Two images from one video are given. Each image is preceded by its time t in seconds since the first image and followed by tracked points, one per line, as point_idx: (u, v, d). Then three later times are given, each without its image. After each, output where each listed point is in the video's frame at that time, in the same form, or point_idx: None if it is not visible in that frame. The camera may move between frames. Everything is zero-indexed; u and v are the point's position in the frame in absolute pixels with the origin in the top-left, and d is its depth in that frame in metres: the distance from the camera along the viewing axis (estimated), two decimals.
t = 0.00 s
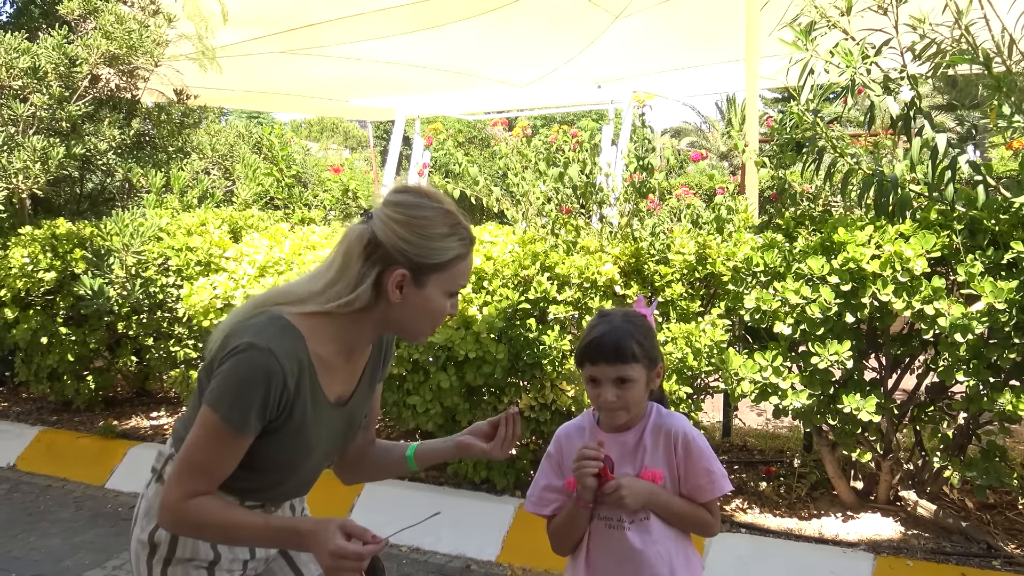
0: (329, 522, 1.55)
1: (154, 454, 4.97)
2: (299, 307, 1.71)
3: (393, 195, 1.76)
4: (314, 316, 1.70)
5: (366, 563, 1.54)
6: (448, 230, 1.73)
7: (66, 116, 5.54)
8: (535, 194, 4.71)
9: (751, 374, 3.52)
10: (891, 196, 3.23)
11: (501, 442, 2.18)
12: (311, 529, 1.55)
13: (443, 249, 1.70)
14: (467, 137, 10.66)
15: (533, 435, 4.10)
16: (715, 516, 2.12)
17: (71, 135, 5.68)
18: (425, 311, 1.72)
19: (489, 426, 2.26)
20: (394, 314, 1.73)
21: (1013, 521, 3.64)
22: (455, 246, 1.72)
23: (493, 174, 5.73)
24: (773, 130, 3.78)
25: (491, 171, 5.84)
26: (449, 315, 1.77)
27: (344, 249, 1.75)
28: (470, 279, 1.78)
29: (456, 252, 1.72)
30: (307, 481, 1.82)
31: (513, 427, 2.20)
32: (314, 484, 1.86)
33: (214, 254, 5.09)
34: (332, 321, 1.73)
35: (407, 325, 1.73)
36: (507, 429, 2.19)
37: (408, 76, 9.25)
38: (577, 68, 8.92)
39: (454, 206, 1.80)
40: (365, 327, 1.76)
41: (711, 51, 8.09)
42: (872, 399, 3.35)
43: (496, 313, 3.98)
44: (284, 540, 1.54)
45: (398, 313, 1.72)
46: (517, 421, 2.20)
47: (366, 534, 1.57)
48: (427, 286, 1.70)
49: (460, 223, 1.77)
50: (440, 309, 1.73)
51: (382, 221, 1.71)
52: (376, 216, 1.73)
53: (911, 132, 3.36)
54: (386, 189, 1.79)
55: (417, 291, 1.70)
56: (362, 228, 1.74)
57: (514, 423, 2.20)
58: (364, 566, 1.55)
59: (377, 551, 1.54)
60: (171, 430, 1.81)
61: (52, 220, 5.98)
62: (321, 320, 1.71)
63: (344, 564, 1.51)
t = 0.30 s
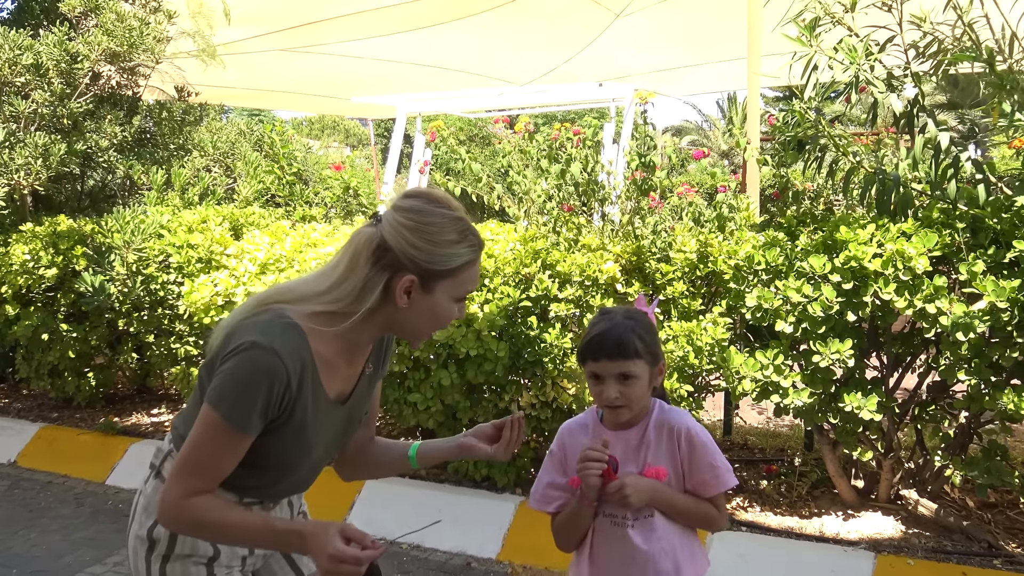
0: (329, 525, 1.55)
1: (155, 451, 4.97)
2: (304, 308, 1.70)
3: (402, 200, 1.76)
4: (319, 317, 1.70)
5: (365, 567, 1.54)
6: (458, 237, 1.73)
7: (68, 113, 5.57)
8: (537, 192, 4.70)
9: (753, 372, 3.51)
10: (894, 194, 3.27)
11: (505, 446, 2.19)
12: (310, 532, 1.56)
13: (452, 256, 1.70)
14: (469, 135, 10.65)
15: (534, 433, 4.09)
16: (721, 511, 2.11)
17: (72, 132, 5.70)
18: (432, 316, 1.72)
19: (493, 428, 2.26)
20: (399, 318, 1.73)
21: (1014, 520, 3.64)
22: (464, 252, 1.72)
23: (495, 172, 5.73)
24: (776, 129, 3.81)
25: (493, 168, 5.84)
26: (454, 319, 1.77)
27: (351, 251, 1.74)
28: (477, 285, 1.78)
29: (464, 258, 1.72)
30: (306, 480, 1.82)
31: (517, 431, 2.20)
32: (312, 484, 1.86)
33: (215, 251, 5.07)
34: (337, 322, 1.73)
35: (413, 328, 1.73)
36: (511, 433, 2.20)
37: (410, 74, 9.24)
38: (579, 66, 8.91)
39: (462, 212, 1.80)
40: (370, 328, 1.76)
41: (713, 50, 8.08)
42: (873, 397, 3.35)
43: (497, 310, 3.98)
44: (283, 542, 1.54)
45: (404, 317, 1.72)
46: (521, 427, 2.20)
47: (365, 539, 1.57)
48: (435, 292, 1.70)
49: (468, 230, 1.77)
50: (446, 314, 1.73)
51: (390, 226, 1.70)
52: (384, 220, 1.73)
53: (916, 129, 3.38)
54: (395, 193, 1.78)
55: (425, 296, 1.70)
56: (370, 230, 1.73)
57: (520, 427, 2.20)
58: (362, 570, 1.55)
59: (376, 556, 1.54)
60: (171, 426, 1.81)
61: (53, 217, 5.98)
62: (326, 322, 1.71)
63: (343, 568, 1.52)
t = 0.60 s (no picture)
0: (330, 517, 1.57)
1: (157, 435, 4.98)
2: (306, 297, 1.69)
3: (407, 192, 1.74)
4: (321, 306, 1.69)
5: (365, 559, 1.57)
6: (462, 232, 1.72)
7: (69, 97, 5.56)
8: (539, 177, 4.69)
9: (754, 358, 3.52)
10: (897, 180, 3.25)
11: (505, 442, 2.16)
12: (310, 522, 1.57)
13: (456, 250, 1.69)
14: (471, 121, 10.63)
15: (536, 418, 4.10)
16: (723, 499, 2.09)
17: (73, 116, 5.70)
18: (433, 311, 1.72)
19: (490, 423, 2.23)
20: (402, 310, 1.72)
21: (1015, 506, 3.65)
22: (468, 247, 1.72)
23: (497, 157, 5.72)
24: (778, 115, 3.79)
25: (495, 153, 5.82)
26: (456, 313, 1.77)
27: (355, 241, 1.73)
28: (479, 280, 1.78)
29: (468, 252, 1.71)
30: (305, 467, 1.83)
31: (516, 428, 2.17)
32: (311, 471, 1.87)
33: (217, 236, 5.06)
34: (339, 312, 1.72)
35: (415, 320, 1.73)
36: (511, 430, 2.17)
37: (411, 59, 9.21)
38: (581, 52, 8.87)
39: (467, 204, 1.79)
40: (372, 319, 1.76)
41: (716, 36, 8.03)
42: (875, 383, 3.35)
43: (500, 296, 3.98)
44: (283, 532, 1.56)
45: (406, 309, 1.72)
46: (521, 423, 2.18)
47: (365, 532, 1.60)
48: (438, 285, 1.70)
49: (474, 223, 1.76)
50: (448, 307, 1.73)
51: (395, 218, 1.69)
52: (390, 212, 1.72)
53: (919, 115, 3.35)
54: (401, 185, 1.77)
55: (427, 291, 1.69)
56: (374, 221, 1.72)
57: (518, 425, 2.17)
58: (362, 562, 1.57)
59: (375, 549, 1.57)
60: (171, 410, 1.81)
61: (55, 202, 5.97)
62: (328, 311, 1.70)
63: (342, 560, 1.54)
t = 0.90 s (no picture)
0: (328, 501, 1.58)
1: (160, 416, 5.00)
2: (306, 280, 1.69)
3: (407, 175, 1.73)
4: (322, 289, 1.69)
5: (361, 543, 1.58)
6: (462, 218, 1.71)
7: (68, 78, 5.54)
8: (540, 158, 4.65)
9: (756, 340, 3.52)
10: (900, 161, 3.23)
11: (502, 430, 2.13)
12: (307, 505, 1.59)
13: (456, 235, 1.69)
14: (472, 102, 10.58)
15: (537, 399, 4.10)
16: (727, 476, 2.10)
17: (73, 97, 5.67)
18: (434, 296, 1.72)
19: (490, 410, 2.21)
20: (402, 294, 1.72)
21: (1014, 487, 3.66)
22: (468, 232, 1.71)
23: (498, 138, 5.69)
24: (782, 96, 3.77)
25: (497, 134, 5.80)
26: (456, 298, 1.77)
27: (355, 225, 1.73)
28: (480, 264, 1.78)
29: (469, 237, 1.71)
30: (304, 448, 1.84)
31: (515, 416, 2.14)
32: (311, 452, 1.89)
33: (218, 218, 5.06)
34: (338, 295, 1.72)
35: (414, 304, 1.73)
36: (509, 419, 2.13)
37: (412, 40, 9.16)
38: (583, 32, 8.80)
39: (468, 188, 1.78)
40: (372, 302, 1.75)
41: (719, 17, 7.97)
42: (876, 364, 3.35)
43: (501, 277, 3.97)
44: (282, 515, 1.58)
45: (406, 293, 1.72)
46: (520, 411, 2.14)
47: (361, 515, 1.61)
48: (438, 270, 1.69)
49: (474, 208, 1.75)
50: (449, 292, 1.73)
51: (394, 203, 1.68)
52: (390, 195, 1.71)
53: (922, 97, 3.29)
54: (401, 168, 1.76)
55: (426, 276, 1.69)
56: (374, 206, 1.71)
57: (518, 412, 2.14)
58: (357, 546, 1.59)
59: (371, 533, 1.58)
60: (171, 390, 1.81)
61: (55, 183, 5.96)
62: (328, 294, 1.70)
63: (338, 543, 1.55)
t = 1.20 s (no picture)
0: (321, 497, 1.61)
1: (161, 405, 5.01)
2: (302, 271, 1.69)
3: (403, 166, 1.72)
4: (318, 281, 1.69)
5: (353, 539, 1.61)
6: (459, 208, 1.70)
7: (67, 66, 5.53)
8: (540, 147, 4.65)
9: (756, 329, 3.52)
10: (901, 149, 3.20)
11: (497, 422, 2.12)
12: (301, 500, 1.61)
13: (453, 227, 1.68)
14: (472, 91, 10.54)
15: (538, 388, 4.11)
16: (723, 465, 2.13)
17: (72, 86, 5.66)
18: (430, 287, 1.72)
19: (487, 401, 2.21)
20: (398, 285, 1.72)
21: (1014, 476, 3.66)
22: (465, 223, 1.70)
23: (499, 126, 5.68)
24: (782, 84, 3.76)
25: (497, 123, 5.79)
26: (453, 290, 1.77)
27: (352, 216, 1.72)
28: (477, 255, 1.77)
29: (466, 229, 1.70)
30: (301, 439, 1.84)
31: (513, 408, 2.13)
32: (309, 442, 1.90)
33: (218, 207, 5.07)
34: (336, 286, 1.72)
35: (411, 296, 1.73)
36: (505, 411, 2.13)
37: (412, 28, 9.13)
38: (584, 20, 8.76)
39: (465, 178, 1.77)
40: (368, 293, 1.76)
41: (720, 5, 7.94)
42: (876, 353, 3.35)
43: (501, 266, 3.96)
44: (278, 508, 1.60)
45: (403, 285, 1.71)
46: (516, 404, 2.13)
47: (354, 512, 1.64)
48: (435, 262, 1.69)
49: (472, 198, 1.74)
50: (446, 283, 1.73)
51: (391, 194, 1.68)
52: (387, 186, 1.70)
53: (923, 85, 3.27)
54: (399, 158, 1.75)
55: (423, 268, 1.69)
56: (371, 197, 1.71)
57: (516, 405, 2.13)
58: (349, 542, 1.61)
59: (364, 530, 1.61)
60: (167, 381, 1.81)
61: (55, 172, 5.95)
62: (324, 286, 1.70)
63: (331, 539, 1.58)
